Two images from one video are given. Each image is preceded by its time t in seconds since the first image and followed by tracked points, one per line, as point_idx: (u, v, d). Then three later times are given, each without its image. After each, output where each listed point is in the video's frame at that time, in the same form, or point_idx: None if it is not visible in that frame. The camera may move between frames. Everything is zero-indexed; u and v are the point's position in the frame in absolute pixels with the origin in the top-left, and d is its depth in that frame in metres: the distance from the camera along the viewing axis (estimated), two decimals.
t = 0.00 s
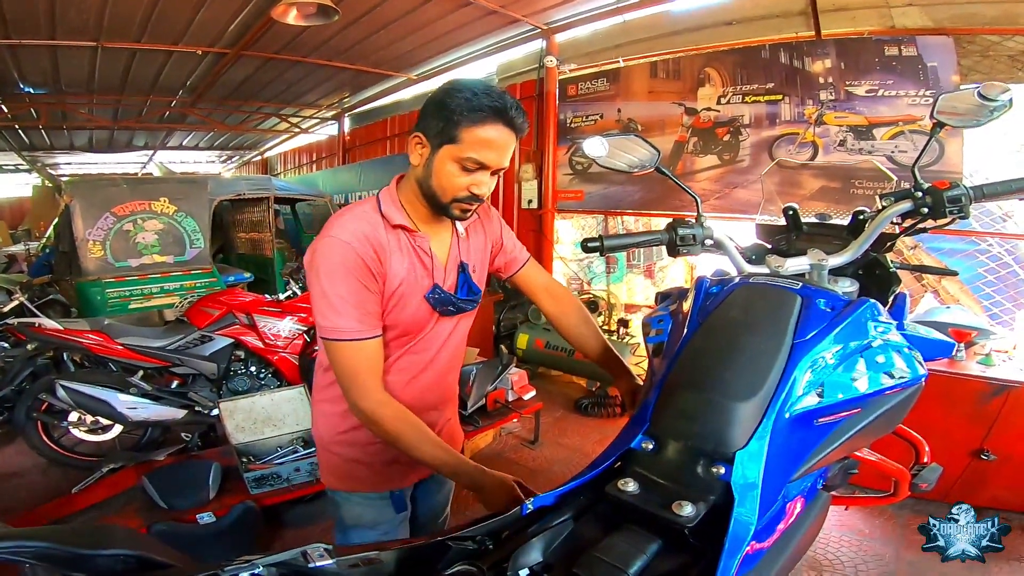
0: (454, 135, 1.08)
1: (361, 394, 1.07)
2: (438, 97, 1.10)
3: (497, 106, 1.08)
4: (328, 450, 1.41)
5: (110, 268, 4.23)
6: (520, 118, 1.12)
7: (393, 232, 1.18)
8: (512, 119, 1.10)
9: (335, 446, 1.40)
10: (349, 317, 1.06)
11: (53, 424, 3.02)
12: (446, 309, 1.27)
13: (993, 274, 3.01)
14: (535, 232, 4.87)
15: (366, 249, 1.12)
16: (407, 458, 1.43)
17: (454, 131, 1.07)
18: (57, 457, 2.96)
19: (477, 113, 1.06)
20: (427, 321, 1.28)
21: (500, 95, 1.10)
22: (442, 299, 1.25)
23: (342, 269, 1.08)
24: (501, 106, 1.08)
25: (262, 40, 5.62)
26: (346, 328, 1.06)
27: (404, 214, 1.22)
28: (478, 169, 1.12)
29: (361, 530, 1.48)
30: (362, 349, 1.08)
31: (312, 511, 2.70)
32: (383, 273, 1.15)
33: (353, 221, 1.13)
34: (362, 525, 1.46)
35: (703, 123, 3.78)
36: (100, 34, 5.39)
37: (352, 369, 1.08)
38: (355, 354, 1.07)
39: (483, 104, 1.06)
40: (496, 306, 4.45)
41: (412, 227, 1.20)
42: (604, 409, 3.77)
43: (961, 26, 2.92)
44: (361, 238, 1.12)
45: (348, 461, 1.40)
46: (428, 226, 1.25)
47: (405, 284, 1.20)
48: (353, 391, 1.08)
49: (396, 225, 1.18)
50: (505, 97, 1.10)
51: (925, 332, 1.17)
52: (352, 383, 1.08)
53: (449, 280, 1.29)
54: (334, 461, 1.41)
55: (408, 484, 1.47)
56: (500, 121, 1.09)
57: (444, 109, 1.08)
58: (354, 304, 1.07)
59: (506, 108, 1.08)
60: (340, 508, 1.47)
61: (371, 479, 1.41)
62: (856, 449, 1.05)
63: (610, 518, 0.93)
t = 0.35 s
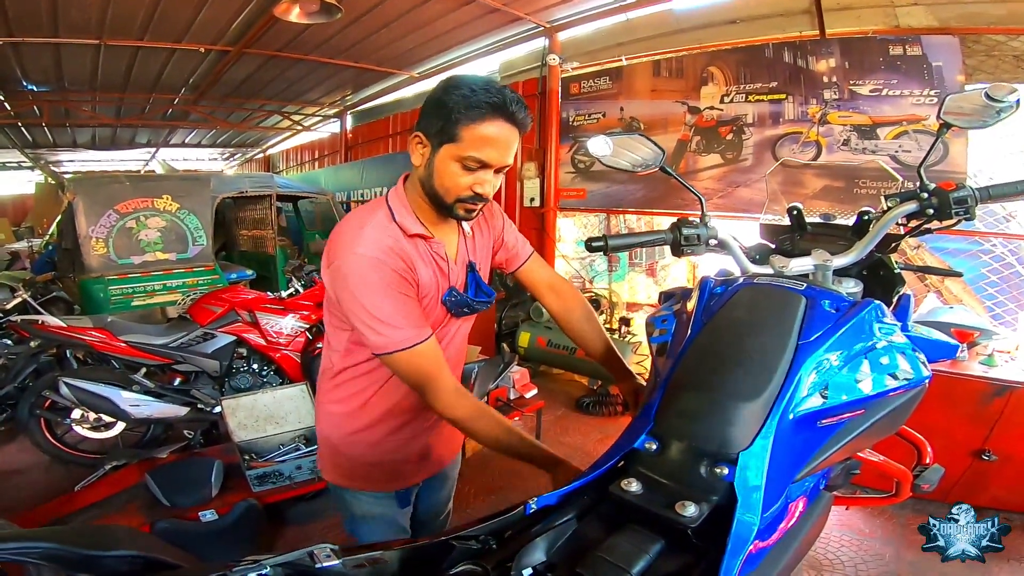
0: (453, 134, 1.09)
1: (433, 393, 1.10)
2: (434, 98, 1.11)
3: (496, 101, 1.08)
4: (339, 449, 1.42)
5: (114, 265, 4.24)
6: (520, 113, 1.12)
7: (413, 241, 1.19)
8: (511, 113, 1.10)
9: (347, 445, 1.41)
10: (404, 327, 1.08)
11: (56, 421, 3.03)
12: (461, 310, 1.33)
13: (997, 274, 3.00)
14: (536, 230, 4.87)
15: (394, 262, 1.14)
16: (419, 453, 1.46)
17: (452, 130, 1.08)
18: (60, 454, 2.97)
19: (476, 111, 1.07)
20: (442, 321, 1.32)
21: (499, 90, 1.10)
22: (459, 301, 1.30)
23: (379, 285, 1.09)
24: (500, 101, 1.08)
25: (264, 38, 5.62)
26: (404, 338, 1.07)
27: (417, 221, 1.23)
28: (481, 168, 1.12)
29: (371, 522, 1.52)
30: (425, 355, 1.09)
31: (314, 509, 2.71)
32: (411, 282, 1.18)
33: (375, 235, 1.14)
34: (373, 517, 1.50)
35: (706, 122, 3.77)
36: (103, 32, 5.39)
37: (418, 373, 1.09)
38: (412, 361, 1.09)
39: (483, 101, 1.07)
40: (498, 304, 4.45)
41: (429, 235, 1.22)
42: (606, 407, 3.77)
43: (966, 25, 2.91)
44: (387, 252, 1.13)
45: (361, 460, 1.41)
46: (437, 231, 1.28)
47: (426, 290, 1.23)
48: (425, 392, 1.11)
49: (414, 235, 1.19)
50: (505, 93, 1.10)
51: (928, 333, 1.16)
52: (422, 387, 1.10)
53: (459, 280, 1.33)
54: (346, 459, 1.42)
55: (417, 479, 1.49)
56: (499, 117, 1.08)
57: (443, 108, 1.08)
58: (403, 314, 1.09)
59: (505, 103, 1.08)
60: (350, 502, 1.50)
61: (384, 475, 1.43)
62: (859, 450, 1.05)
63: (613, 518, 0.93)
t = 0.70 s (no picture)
0: (450, 150, 1.07)
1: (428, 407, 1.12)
2: (430, 106, 1.09)
3: (495, 114, 1.05)
4: (329, 437, 1.43)
5: (114, 262, 4.23)
6: (522, 125, 1.08)
7: (415, 258, 1.18)
8: (513, 125, 1.07)
9: (336, 434, 1.42)
10: (406, 348, 1.08)
11: (56, 418, 3.02)
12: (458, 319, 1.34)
13: (1000, 274, 2.98)
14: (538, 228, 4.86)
15: (398, 280, 1.13)
16: (403, 443, 1.49)
17: (449, 145, 1.06)
18: (59, 452, 2.97)
19: (472, 125, 1.04)
20: (438, 327, 1.34)
21: (498, 98, 1.06)
22: (458, 312, 1.31)
23: (383, 306, 1.09)
24: (498, 112, 1.04)
25: (265, 36, 5.60)
26: (405, 359, 1.08)
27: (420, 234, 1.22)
28: (478, 185, 1.11)
29: (355, 507, 1.52)
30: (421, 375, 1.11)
31: (312, 507, 2.70)
32: (413, 299, 1.18)
33: (379, 253, 1.13)
34: (358, 502, 1.51)
35: (709, 120, 3.74)
36: (104, 30, 5.39)
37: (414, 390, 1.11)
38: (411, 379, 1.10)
39: (480, 115, 1.03)
40: (499, 302, 4.43)
41: (432, 250, 1.21)
42: (606, 406, 3.76)
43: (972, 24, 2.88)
44: (391, 271, 1.13)
45: (349, 449, 1.43)
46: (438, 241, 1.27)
47: (426, 303, 1.24)
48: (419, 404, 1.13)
49: (417, 251, 1.18)
50: (504, 102, 1.06)
51: (935, 331, 1.15)
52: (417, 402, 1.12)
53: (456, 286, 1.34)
54: (335, 447, 1.44)
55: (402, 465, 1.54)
56: (500, 131, 1.06)
57: (438, 120, 1.06)
58: (406, 335, 1.09)
59: (504, 116, 1.05)
60: (335, 488, 1.50)
61: (370, 463, 1.46)
62: (864, 449, 1.04)
63: (614, 517, 0.92)
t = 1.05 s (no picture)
0: (446, 140, 1.08)
1: (390, 397, 1.12)
2: (430, 99, 1.10)
3: (490, 105, 1.05)
4: (338, 427, 1.44)
5: (120, 261, 4.24)
6: (518, 118, 1.09)
7: (407, 241, 1.19)
8: (507, 116, 1.07)
9: (343, 424, 1.43)
10: (379, 329, 1.09)
11: (61, 417, 3.03)
12: (454, 309, 1.33)
13: (1008, 275, 2.96)
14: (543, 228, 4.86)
15: (388, 262, 1.15)
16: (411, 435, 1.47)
17: (445, 135, 1.07)
18: (64, 450, 2.97)
19: (467, 117, 1.05)
20: (436, 316, 1.33)
21: (493, 92, 1.06)
22: (450, 300, 1.31)
23: (365, 285, 1.11)
24: (493, 106, 1.05)
25: (270, 35, 5.62)
26: (377, 340, 1.09)
27: (416, 218, 1.23)
28: (474, 175, 1.11)
29: (366, 499, 1.52)
30: (392, 359, 1.11)
31: (315, 505, 2.70)
32: (401, 284, 1.19)
33: (371, 233, 1.15)
34: (366, 495, 1.51)
35: (714, 120, 3.73)
36: (111, 28, 5.41)
37: (382, 376, 1.11)
38: (382, 362, 1.10)
39: (475, 107, 1.05)
40: (503, 301, 4.43)
41: (425, 235, 1.22)
42: (610, 405, 3.75)
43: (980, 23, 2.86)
44: (381, 251, 1.14)
45: (356, 439, 1.43)
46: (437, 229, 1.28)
47: (418, 290, 1.24)
48: (382, 396, 1.13)
49: (409, 234, 1.19)
50: (500, 97, 1.07)
51: (941, 331, 1.13)
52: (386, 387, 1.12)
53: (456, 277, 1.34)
54: (343, 437, 1.44)
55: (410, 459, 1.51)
56: (494, 122, 1.06)
57: (435, 112, 1.07)
58: (382, 317, 1.10)
59: (498, 106, 1.06)
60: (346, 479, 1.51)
61: (375, 455, 1.45)
62: (870, 451, 1.03)
63: (619, 517, 0.91)
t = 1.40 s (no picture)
0: (462, 143, 1.11)
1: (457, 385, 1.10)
2: (445, 105, 1.13)
3: (502, 109, 1.09)
4: (367, 422, 1.48)
5: (128, 261, 4.27)
6: (527, 119, 1.13)
7: (435, 243, 1.23)
8: (518, 118, 1.11)
9: (377, 419, 1.46)
10: (432, 322, 1.09)
11: (71, 416, 3.05)
12: (478, 305, 1.38)
13: (1017, 274, 2.94)
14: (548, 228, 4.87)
15: (422, 263, 1.18)
16: (441, 428, 1.49)
17: (460, 138, 1.10)
18: (74, 448, 3.00)
19: (481, 120, 1.08)
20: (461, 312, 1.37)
21: (503, 97, 1.10)
22: (477, 297, 1.35)
23: (408, 284, 1.13)
24: (504, 109, 1.09)
25: (275, 35, 5.64)
26: (433, 333, 1.09)
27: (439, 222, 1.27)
28: (489, 174, 1.14)
29: (395, 495, 1.53)
30: (450, 350, 1.10)
31: (321, 504, 2.71)
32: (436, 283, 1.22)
33: (404, 237, 1.18)
34: (396, 491, 1.52)
35: (719, 119, 3.72)
36: (118, 29, 5.45)
37: (441, 367, 1.11)
38: (440, 355, 1.10)
39: (488, 111, 1.08)
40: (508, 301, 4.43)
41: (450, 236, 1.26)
42: (616, 405, 3.75)
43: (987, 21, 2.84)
44: (415, 253, 1.17)
45: (387, 433, 1.45)
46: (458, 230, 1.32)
47: (447, 286, 1.28)
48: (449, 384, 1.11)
49: (436, 236, 1.23)
50: (510, 101, 1.11)
51: (951, 331, 1.13)
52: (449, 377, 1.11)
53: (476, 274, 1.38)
54: (373, 431, 1.47)
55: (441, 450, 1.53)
56: (508, 125, 1.10)
57: (450, 118, 1.11)
58: (432, 311, 1.11)
59: (510, 110, 1.09)
60: (375, 474, 1.53)
61: (406, 449, 1.47)
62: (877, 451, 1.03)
63: (624, 518, 0.91)
